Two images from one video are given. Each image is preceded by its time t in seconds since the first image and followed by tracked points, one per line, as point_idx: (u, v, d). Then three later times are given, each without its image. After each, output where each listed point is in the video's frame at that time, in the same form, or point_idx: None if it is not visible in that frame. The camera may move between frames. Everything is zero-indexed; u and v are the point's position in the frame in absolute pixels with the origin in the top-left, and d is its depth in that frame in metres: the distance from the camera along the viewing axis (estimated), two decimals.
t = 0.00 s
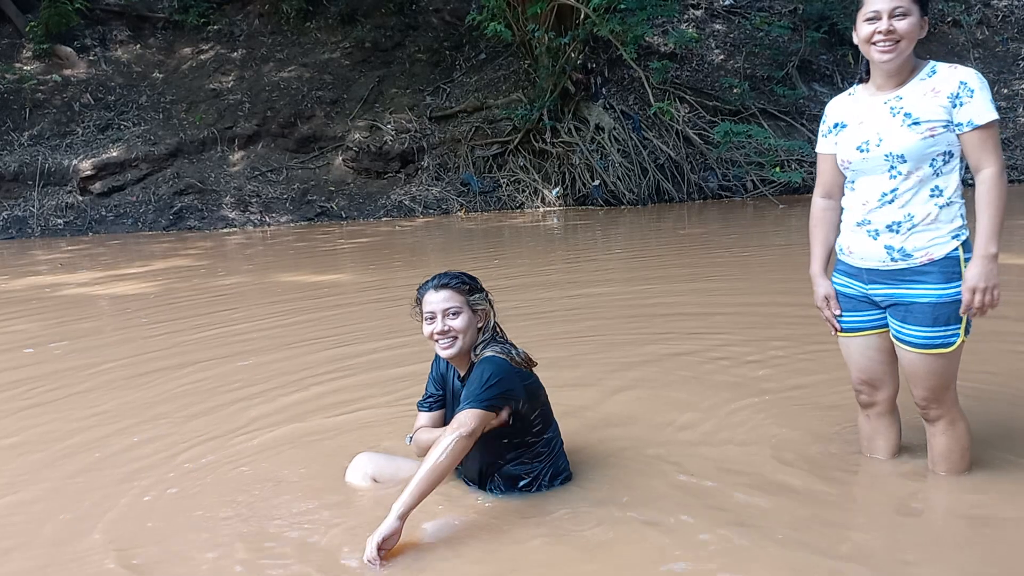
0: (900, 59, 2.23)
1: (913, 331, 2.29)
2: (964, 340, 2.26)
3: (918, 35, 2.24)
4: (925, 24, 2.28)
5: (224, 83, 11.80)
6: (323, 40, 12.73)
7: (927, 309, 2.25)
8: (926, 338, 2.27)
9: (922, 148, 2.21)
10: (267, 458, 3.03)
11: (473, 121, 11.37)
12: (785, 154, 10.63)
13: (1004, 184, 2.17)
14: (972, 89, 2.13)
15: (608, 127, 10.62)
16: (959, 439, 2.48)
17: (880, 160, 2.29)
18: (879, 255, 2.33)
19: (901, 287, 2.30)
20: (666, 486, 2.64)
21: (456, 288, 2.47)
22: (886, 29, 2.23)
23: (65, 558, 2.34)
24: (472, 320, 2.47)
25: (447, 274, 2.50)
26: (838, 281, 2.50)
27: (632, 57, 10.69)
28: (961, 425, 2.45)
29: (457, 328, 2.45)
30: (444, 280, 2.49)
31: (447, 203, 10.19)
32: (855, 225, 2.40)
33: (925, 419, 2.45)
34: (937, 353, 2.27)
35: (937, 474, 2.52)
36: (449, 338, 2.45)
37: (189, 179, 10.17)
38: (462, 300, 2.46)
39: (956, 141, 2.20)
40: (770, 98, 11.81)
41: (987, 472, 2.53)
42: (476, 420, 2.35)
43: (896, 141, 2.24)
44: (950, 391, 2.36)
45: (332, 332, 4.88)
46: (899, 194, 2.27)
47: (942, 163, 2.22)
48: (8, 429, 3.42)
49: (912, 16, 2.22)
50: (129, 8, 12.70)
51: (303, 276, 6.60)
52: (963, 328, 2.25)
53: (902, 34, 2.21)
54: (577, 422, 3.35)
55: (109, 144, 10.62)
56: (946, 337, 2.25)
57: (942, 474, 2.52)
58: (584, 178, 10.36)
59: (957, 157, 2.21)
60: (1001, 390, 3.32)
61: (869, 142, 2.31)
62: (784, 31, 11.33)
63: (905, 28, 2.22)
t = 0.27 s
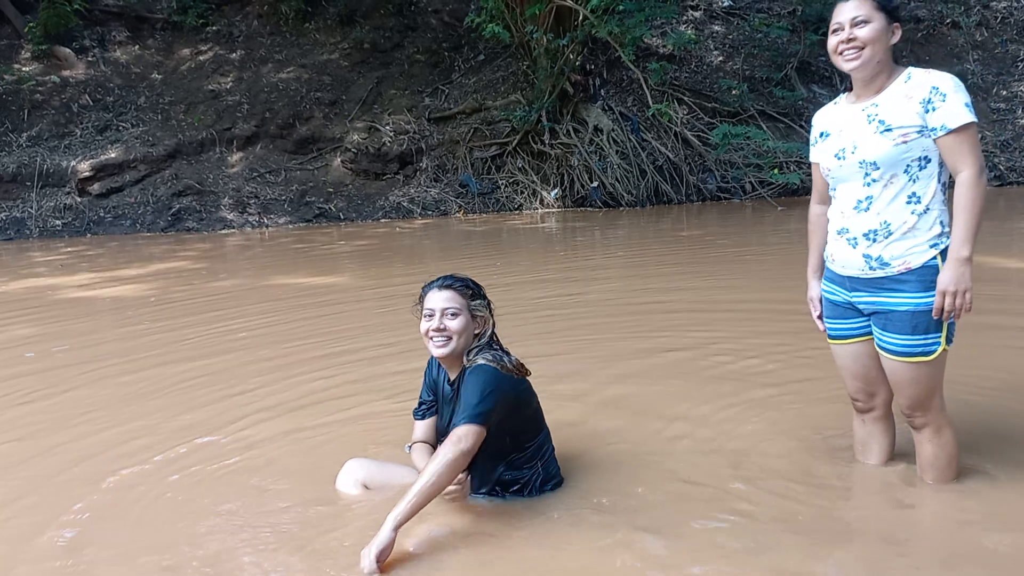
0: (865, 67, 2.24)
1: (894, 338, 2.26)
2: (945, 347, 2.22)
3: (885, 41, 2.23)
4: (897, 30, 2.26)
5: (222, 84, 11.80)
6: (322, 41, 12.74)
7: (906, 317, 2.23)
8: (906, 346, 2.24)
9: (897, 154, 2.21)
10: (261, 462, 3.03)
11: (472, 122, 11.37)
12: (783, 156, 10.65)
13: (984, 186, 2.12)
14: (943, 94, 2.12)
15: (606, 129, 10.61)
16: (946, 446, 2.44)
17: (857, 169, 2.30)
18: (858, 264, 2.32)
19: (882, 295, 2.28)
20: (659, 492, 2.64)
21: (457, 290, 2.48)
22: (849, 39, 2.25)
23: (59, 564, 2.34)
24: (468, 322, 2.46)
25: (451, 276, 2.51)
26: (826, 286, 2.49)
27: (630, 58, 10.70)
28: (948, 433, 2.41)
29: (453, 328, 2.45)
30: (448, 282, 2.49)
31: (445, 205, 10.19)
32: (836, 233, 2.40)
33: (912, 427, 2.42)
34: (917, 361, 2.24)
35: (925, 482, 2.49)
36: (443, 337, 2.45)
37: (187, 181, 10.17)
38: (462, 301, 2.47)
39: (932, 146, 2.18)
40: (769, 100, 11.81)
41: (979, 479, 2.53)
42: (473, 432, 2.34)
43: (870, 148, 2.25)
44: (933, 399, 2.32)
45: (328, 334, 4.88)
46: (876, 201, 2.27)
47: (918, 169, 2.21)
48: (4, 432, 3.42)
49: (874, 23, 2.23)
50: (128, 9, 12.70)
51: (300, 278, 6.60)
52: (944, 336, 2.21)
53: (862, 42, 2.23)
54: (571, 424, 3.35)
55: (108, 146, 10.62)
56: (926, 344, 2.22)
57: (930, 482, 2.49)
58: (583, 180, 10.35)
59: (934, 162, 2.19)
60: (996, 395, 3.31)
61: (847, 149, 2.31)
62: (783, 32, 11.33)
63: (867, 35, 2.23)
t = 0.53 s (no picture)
0: (842, 83, 2.32)
1: (886, 347, 2.28)
2: (936, 356, 2.23)
3: (858, 54, 2.28)
4: (873, 40, 2.29)
5: (224, 86, 11.82)
6: (324, 42, 12.77)
7: (896, 326, 2.24)
8: (897, 355, 2.26)
9: (880, 159, 2.23)
10: (265, 464, 3.04)
11: (473, 124, 11.40)
12: (784, 157, 10.68)
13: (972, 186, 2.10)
14: (922, 98, 2.15)
15: (607, 130, 10.62)
16: (944, 452, 2.44)
17: (842, 178, 2.33)
18: (849, 272, 2.34)
19: (874, 303, 2.29)
20: (661, 494, 2.66)
21: (464, 294, 2.50)
22: (823, 58, 2.34)
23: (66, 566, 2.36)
24: (475, 326, 2.47)
25: (460, 279, 2.54)
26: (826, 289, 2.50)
27: (631, 59, 10.71)
28: (945, 438, 2.41)
29: (459, 332, 2.46)
30: (456, 285, 2.51)
31: (446, 206, 10.21)
32: (830, 240, 2.42)
33: (909, 432, 2.43)
34: (909, 370, 2.26)
35: (923, 487, 2.50)
36: (450, 339, 2.45)
37: (189, 182, 10.20)
38: (469, 306, 2.48)
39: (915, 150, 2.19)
40: (770, 101, 11.83)
41: (979, 482, 2.55)
42: (473, 457, 2.38)
43: (854, 156, 2.28)
44: (928, 407, 2.32)
45: (330, 335, 4.90)
46: (862, 208, 2.29)
47: (902, 173, 2.22)
48: (9, 434, 3.44)
49: (842, 40, 2.29)
50: (130, 10, 12.72)
51: (302, 280, 6.62)
52: (935, 345, 2.22)
53: (833, 60, 2.30)
54: (574, 426, 3.36)
55: (110, 147, 10.64)
56: (917, 354, 2.23)
57: (928, 487, 2.50)
58: (584, 181, 10.37)
59: (919, 166, 2.20)
60: (998, 398, 3.32)
61: (837, 157, 2.35)
62: (784, 34, 11.35)
63: (837, 52, 2.30)
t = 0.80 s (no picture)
0: (831, 96, 2.36)
1: (874, 354, 2.30)
2: (922, 363, 2.24)
3: (842, 67, 2.31)
4: (859, 50, 2.30)
5: (226, 86, 11.85)
6: (325, 43, 12.81)
7: (882, 332, 2.25)
8: (884, 361, 2.28)
9: (860, 166, 2.27)
10: (266, 465, 3.06)
11: (475, 125, 11.43)
12: (784, 158, 10.72)
13: (943, 189, 2.09)
14: (897, 103, 2.17)
15: (608, 131, 10.65)
16: (939, 456, 2.46)
17: (829, 187, 2.39)
18: (838, 279, 2.36)
19: (862, 309, 2.31)
20: (660, 496, 2.67)
21: (464, 300, 2.52)
22: (812, 73, 2.39)
23: (68, 565, 2.38)
24: (476, 330, 2.49)
25: (462, 284, 2.56)
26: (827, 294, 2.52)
27: (632, 60, 10.74)
28: (940, 442, 2.43)
29: (462, 336, 2.47)
30: (455, 291, 2.54)
31: (448, 207, 10.23)
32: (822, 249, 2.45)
33: (904, 436, 2.44)
34: (897, 375, 2.28)
35: (919, 490, 2.52)
36: (452, 344, 2.47)
37: (191, 183, 10.22)
38: (471, 310, 2.50)
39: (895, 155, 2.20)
40: (771, 102, 11.85)
41: (975, 485, 2.57)
42: (498, 473, 2.42)
43: (838, 164, 2.33)
44: (919, 413, 2.34)
45: (331, 336, 4.92)
46: (847, 214, 2.32)
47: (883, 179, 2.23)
48: (11, 434, 3.46)
49: (826, 55, 2.33)
50: (133, 11, 12.74)
51: (304, 281, 6.64)
52: (921, 352, 2.23)
53: (819, 75, 2.35)
54: (574, 427, 3.38)
55: (112, 148, 10.67)
56: (902, 360, 2.25)
57: (924, 490, 2.52)
58: (585, 182, 10.38)
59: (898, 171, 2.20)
60: (996, 401, 3.34)
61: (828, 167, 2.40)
62: (785, 36, 11.37)
63: (822, 67, 2.34)
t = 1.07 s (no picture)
0: (829, 100, 2.37)
1: (862, 354, 2.32)
2: (911, 364, 2.26)
3: (838, 72, 2.32)
4: (854, 54, 2.30)
5: (228, 87, 11.86)
6: (326, 43, 12.83)
7: (869, 332, 2.26)
8: (874, 361, 2.30)
9: (850, 165, 2.28)
10: (266, 463, 3.06)
11: (476, 124, 11.44)
12: (785, 158, 10.74)
13: (920, 191, 2.08)
14: (887, 103, 2.17)
15: (609, 131, 10.66)
16: (934, 456, 2.46)
17: (824, 185, 2.41)
18: (828, 277, 2.39)
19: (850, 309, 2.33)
20: (659, 495, 2.68)
21: (465, 298, 2.52)
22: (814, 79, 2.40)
23: (68, 564, 2.39)
24: (473, 329, 2.48)
25: (466, 283, 2.57)
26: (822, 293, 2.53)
27: (633, 60, 10.74)
28: (936, 442, 2.43)
29: (457, 334, 2.47)
30: (458, 290, 2.54)
31: (449, 207, 10.24)
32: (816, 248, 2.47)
33: (899, 436, 2.45)
34: (887, 376, 2.29)
35: (916, 490, 2.53)
36: (448, 342, 2.47)
37: (192, 183, 10.24)
38: (468, 309, 2.50)
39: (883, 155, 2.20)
40: (772, 102, 11.86)
41: (973, 485, 2.57)
42: (505, 477, 2.46)
43: (832, 163, 2.35)
44: (911, 413, 2.34)
45: (332, 336, 4.93)
46: (836, 213, 2.34)
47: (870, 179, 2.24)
48: (12, 433, 3.46)
49: (823, 60, 2.34)
50: (134, 11, 12.76)
51: (305, 281, 6.65)
52: (910, 353, 2.24)
53: (817, 79, 2.37)
54: (573, 427, 3.38)
55: (114, 148, 10.69)
56: (892, 361, 2.26)
57: (921, 489, 2.52)
58: (586, 182, 10.39)
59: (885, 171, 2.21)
60: (995, 401, 3.34)
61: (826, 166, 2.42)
62: (786, 36, 11.37)
63: (819, 72, 2.35)
